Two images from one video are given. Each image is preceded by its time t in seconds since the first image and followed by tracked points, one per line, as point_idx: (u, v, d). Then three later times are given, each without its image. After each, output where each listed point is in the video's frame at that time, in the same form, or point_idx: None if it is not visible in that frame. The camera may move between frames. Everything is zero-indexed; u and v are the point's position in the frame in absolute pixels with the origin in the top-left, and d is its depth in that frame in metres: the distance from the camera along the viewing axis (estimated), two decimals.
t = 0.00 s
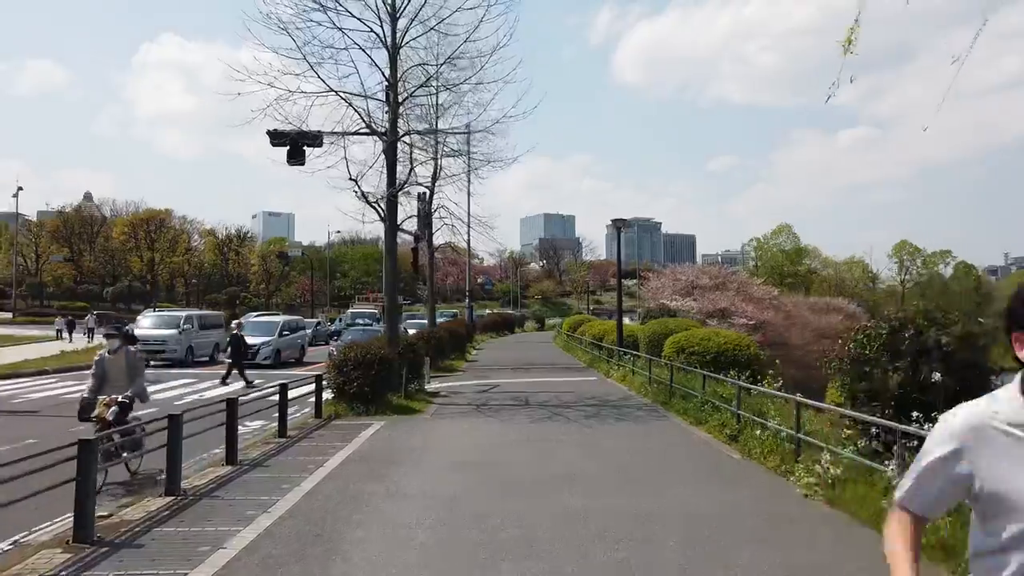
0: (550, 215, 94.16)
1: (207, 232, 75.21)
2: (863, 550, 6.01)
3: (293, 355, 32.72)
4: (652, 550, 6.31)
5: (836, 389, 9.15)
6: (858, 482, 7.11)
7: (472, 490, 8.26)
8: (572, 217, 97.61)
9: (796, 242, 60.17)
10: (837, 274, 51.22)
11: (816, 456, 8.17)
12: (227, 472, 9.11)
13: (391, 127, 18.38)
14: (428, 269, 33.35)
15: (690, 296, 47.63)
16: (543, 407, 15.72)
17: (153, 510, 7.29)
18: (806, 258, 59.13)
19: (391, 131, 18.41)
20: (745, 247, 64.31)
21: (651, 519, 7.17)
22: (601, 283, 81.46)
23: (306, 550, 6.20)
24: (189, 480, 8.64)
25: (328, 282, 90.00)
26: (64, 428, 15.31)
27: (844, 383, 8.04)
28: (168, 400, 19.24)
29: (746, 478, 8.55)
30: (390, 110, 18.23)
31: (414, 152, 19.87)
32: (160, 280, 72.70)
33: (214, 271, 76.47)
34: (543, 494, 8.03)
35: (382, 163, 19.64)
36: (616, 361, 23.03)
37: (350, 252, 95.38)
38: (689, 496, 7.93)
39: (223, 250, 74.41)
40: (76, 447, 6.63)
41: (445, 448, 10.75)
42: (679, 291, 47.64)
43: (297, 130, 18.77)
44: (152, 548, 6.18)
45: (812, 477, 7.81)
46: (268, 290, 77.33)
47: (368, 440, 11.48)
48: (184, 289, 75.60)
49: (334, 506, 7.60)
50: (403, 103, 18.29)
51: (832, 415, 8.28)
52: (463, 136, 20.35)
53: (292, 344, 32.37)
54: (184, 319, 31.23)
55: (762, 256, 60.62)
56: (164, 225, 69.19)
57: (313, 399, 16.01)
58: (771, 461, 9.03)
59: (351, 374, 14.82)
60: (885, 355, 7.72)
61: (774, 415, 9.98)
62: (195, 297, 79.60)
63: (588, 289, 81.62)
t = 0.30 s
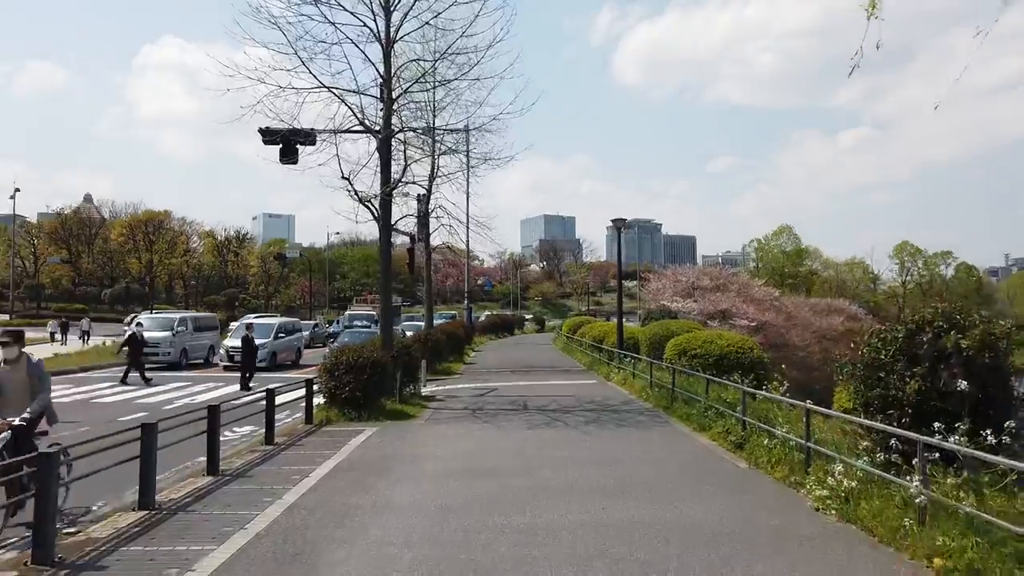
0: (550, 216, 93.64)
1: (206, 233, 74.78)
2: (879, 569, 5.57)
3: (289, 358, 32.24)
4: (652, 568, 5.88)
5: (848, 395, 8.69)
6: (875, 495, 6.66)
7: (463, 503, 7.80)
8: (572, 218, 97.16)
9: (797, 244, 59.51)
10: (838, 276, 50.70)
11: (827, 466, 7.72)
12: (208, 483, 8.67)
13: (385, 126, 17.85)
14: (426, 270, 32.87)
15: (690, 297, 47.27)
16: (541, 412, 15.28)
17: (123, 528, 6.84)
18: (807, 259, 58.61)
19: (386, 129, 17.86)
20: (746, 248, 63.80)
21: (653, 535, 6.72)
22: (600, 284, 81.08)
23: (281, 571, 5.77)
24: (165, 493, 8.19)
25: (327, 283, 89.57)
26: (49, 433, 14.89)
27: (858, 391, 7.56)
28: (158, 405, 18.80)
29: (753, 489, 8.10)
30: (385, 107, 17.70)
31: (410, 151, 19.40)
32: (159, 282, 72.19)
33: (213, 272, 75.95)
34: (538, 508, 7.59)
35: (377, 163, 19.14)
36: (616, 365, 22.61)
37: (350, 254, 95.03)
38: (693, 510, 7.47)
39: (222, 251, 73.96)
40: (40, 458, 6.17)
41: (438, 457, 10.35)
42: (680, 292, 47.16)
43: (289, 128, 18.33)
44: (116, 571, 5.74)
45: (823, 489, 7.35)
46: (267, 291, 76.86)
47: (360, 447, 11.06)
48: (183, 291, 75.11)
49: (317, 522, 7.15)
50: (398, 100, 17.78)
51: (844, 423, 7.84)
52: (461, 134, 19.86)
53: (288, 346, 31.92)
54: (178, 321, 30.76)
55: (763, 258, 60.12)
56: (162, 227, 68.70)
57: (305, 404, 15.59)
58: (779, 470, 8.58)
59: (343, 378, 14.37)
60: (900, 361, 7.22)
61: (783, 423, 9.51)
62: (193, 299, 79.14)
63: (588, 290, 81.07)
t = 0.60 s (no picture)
0: (550, 217, 93.13)
1: (206, 235, 74.31)
2: None
3: (287, 360, 31.80)
4: None
5: (865, 399, 8.27)
6: (903, 507, 6.24)
7: (461, 514, 7.36)
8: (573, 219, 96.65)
9: (799, 244, 58.49)
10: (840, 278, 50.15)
11: (847, 475, 7.31)
12: (192, 492, 8.24)
13: (382, 122, 17.40)
14: (425, 271, 32.44)
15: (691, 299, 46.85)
16: (542, 415, 14.85)
17: (97, 542, 6.39)
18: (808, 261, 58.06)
19: (383, 125, 17.41)
20: (748, 249, 63.27)
21: (662, 549, 6.28)
22: (600, 286, 80.58)
23: None
24: (145, 503, 7.76)
25: (327, 285, 89.07)
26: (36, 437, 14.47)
27: (882, 395, 7.11)
28: (150, 409, 18.37)
29: (767, 498, 7.68)
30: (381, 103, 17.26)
31: (408, 148, 18.96)
32: (157, 284, 71.66)
33: (212, 273, 75.42)
34: (540, 519, 7.15)
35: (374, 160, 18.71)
36: (619, 366, 22.16)
37: (350, 256, 94.54)
38: (704, 521, 7.04)
39: (221, 253, 73.52)
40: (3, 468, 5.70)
41: (435, 463, 9.91)
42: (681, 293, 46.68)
43: (284, 125, 17.89)
44: None
45: (844, 500, 6.92)
46: (266, 293, 76.43)
47: (354, 453, 10.64)
48: (183, 292, 74.65)
49: (304, 534, 6.72)
50: (395, 95, 17.33)
51: (863, 429, 7.41)
52: (460, 131, 19.42)
53: (285, 348, 31.48)
54: (175, 323, 30.34)
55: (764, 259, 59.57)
56: (161, 229, 68.17)
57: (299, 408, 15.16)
58: (793, 478, 8.15)
59: (338, 381, 13.94)
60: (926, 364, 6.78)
61: (796, 428, 9.09)
62: (193, 300, 78.63)
63: (588, 291, 80.54)
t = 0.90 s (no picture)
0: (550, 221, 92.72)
1: (206, 237, 73.87)
2: None
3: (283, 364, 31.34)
4: None
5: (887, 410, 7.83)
6: (933, 530, 5.79)
7: (458, 534, 6.92)
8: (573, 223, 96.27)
9: (800, 249, 58.29)
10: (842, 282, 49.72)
11: (870, 493, 6.87)
12: (175, 508, 7.79)
13: (379, 122, 16.97)
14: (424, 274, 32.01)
15: (693, 301, 46.45)
16: (543, 424, 14.40)
17: (67, 566, 5.94)
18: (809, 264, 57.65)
19: (380, 125, 16.99)
20: (749, 253, 62.85)
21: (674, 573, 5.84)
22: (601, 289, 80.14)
23: None
24: (124, 521, 7.30)
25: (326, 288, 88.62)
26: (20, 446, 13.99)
27: (909, 409, 6.66)
28: (140, 415, 17.89)
29: (784, 517, 7.24)
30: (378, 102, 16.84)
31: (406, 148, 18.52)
32: (157, 286, 71.15)
33: (212, 276, 74.93)
34: (543, 540, 6.72)
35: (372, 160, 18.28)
36: (621, 371, 21.72)
37: (350, 259, 94.05)
38: (718, 543, 6.60)
39: (221, 255, 73.03)
40: None
41: (431, 476, 9.47)
42: (683, 296, 46.25)
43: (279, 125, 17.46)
44: None
45: (868, 521, 6.47)
46: (266, 296, 75.89)
47: (348, 465, 10.19)
48: (182, 295, 74.14)
49: (289, 556, 6.28)
50: (392, 94, 16.91)
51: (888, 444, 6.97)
52: (460, 131, 18.99)
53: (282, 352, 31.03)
54: (170, 326, 29.87)
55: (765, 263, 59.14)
56: (161, 232, 67.69)
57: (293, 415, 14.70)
58: (808, 494, 7.72)
59: (333, 388, 13.48)
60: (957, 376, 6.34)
61: (812, 441, 8.65)
62: (192, 303, 78.12)
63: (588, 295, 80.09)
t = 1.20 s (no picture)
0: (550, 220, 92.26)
1: (205, 237, 73.50)
2: None
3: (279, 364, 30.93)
4: None
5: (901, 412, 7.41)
6: (953, 543, 5.37)
7: (444, 544, 6.51)
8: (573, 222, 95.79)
9: (801, 248, 57.88)
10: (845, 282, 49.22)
11: (884, 501, 6.46)
12: (149, 516, 7.38)
13: (372, 115, 16.54)
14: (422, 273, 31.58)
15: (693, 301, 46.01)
16: (540, 425, 13.99)
17: None
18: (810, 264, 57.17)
19: (373, 118, 16.56)
20: (750, 252, 62.37)
21: None
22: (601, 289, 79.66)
23: None
24: (93, 529, 6.91)
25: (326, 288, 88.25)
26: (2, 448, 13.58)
27: (927, 412, 6.24)
28: (129, 417, 17.49)
29: (792, 525, 6.84)
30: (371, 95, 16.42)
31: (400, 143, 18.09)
32: (156, 286, 70.76)
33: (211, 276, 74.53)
34: (535, 550, 6.30)
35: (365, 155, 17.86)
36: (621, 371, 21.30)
37: (349, 259, 93.65)
38: (721, 553, 6.20)
39: (220, 255, 72.66)
40: None
41: (420, 481, 9.06)
42: (684, 296, 45.80)
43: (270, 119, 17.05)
44: None
45: (882, 530, 6.06)
46: (265, 296, 75.56)
47: (335, 469, 9.79)
48: (181, 295, 73.79)
49: (262, 569, 5.85)
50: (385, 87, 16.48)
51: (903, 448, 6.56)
52: (456, 126, 18.57)
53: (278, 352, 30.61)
54: (164, 326, 29.46)
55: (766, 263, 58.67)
56: (160, 232, 67.29)
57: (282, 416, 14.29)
58: (817, 501, 7.32)
59: (324, 389, 13.07)
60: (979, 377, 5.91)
61: (821, 444, 8.24)
62: (191, 304, 77.73)
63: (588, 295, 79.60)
